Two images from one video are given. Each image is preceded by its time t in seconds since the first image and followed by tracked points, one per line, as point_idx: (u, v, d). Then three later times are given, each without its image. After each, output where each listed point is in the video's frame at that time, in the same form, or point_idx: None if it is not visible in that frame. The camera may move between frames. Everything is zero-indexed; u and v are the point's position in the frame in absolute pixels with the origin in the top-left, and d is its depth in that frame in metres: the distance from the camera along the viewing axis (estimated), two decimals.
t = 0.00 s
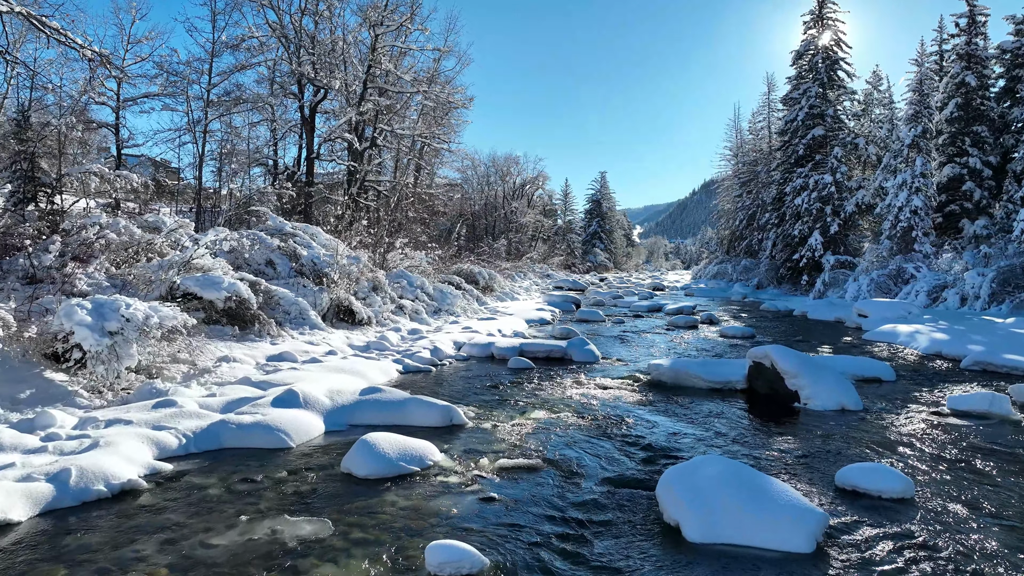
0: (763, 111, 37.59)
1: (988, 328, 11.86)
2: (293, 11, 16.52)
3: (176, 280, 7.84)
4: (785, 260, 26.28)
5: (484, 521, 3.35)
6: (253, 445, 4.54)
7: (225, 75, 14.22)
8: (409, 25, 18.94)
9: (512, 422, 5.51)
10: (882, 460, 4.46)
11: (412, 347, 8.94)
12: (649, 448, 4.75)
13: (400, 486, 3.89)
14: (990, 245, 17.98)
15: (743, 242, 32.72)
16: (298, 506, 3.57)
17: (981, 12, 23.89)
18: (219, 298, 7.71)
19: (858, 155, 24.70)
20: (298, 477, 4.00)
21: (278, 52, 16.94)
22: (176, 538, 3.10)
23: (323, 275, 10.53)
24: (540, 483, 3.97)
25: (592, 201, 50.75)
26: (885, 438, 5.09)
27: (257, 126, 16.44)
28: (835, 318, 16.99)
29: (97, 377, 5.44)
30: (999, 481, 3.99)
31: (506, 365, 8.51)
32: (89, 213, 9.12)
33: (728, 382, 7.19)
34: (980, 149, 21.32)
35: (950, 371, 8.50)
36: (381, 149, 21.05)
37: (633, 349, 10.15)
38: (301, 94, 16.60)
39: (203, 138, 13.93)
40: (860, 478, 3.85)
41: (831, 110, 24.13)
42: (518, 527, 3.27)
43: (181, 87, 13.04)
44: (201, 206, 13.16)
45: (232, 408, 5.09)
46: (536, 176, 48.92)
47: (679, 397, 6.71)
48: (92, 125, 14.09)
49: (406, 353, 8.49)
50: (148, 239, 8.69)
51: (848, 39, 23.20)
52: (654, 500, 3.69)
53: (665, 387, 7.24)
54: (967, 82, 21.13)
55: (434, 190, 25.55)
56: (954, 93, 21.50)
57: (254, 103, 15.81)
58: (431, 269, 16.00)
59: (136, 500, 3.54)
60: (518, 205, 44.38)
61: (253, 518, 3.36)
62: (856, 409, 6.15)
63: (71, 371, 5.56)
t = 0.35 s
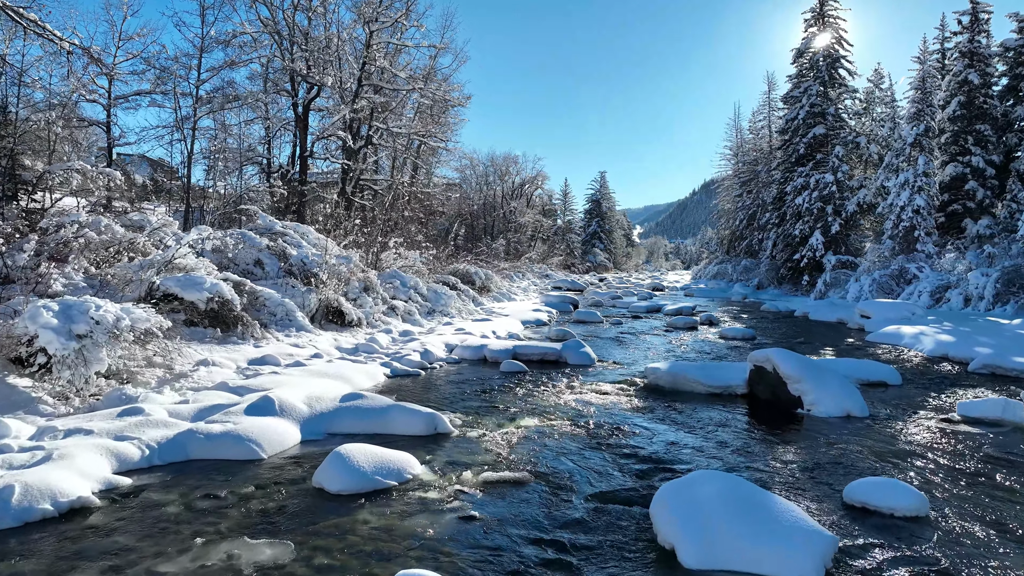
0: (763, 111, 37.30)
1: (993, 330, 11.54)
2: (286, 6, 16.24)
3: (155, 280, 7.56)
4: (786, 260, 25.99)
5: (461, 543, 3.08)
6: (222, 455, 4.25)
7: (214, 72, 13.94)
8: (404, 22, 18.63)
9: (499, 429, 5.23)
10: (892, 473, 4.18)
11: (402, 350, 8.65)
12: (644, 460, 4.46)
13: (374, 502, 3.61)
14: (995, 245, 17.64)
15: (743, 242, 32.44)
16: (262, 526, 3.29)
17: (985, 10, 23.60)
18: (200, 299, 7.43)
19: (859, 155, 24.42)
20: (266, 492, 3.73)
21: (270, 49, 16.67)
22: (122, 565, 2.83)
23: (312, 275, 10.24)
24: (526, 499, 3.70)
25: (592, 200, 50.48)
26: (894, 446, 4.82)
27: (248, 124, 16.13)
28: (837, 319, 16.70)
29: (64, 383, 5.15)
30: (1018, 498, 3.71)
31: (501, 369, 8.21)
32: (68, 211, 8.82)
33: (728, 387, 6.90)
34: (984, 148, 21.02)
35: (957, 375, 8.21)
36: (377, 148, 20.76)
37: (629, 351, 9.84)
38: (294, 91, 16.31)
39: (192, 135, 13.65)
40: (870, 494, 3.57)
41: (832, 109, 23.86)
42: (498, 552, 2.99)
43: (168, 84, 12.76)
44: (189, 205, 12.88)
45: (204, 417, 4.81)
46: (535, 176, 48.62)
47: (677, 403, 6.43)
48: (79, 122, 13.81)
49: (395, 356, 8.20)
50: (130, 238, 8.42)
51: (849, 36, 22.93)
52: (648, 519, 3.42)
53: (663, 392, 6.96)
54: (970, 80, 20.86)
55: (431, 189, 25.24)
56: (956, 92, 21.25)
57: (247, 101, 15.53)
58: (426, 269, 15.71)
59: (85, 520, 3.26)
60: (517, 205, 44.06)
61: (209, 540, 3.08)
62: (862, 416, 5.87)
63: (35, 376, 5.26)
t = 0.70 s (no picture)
0: (764, 109, 36.98)
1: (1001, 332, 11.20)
2: (277, 2, 15.93)
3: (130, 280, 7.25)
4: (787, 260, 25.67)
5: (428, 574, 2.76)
6: (181, 470, 3.93)
7: (202, 68, 13.62)
8: (398, 18, 18.29)
9: (483, 440, 4.91)
10: (905, 490, 3.86)
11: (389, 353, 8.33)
12: (637, 475, 4.14)
13: (338, 524, 3.30)
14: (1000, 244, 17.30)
15: (744, 243, 32.12)
16: (211, 552, 2.98)
17: (988, 7, 23.27)
18: (177, 300, 7.13)
19: (861, 153, 24.10)
20: (222, 512, 3.41)
21: (262, 45, 16.36)
22: None
23: (299, 275, 9.92)
24: (506, 520, 3.38)
25: (592, 200, 50.18)
26: (904, 459, 4.50)
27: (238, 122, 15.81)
28: (839, 320, 16.36)
29: (21, 390, 4.82)
30: None
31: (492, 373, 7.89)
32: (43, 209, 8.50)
33: (727, 393, 6.58)
34: (988, 146, 20.68)
35: (966, 379, 7.88)
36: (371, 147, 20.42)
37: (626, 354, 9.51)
38: (285, 88, 15.98)
39: (179, 132, 13.32)
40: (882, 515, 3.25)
41: (833, 107, 23.52)
42: None
43: (153, 80, 12.44)
44: (175, 204, 12.56)
45: (167, 427, 4.49)
46: (534, 176, 48.27)
47: (674, 410, 6.12)
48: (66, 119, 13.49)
49: (381, 359, 7.88)
50: (107, 237, 8.11)
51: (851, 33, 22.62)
52: (638, 544, 3.10)
53: (660, 398, 6.64)
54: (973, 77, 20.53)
55: (428, 188, 24.89)
56: (959, 89, 20.92)
57: (237, 98, 15.22)
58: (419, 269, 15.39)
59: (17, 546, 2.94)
60: (516, 205, 43.70)
61: (149, 571, 2.77)
62: (869, 424, 5.55)
63: None
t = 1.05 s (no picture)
0: (764, 108, 36.67)
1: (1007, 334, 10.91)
2: None
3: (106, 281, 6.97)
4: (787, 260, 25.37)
5: None
6: (139, 485, 3.65)
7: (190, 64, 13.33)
8: (392, 15, 17.99)
9: (468, 451, 4.62)
10: (919, 508, 3.58)
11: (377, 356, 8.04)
12: (629, 491, 3.86)
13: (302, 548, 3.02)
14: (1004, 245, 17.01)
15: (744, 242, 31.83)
16: None
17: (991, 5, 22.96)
18: (155, 302, 6.85)
19: (862, 152, 23.81)
20: (177, 535, 3.12)
21: (254, 42, 16.06)
22: None
23: (286, 276, 9.63)
24: (486, 543, 3.10)
25: (591, 200, 49.86)
26: (916, 472, 4.22)
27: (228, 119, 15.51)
28: (841, 321, 16.09)
29: None
30: None
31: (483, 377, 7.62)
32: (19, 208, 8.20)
33: (728, 399, 6.30)
34: (991, 145, 20.39)
35: (974, 384, 7.60)
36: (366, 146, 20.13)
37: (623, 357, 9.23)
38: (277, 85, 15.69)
39: (167, 130, 13.04)
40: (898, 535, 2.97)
41: (835, 106, 23.19)
42: None
43: (138, 76, 12.14)
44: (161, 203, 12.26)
45: (130, 438, 4.21)
46: (532, 176, 47.97)
47: (672, 417, 5.83)
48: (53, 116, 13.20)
49: (368, 363, 7.60)
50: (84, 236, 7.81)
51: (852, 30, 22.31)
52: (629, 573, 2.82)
53: (657, 404, 6.35)
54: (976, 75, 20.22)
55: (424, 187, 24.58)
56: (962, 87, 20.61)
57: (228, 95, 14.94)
58: (413, 269, 15.10)
59: None
60: (514, 204, 43.37)
61: None
62: (877, 433, 5.26)
63: None
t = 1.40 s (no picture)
0: (765, 107, 36.32)
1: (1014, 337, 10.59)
2: None
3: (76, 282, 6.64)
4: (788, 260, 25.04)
5: None
6: (82, 505, 3.33)
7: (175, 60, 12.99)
8: (385, 11, 17.65)
9: (449, 464, 4.31)
10: (936, 532, 3.28)
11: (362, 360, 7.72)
12: (621, 512, 3.54)
13: None
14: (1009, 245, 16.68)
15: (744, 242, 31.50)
16: None
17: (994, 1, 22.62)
18: (128, 304, 6.53)
19: (864, 151, 23.49)
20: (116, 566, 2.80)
21: (244, 38, 15.72)
22: None
23: (270, 276, 9.30)
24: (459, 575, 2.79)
25: (590, 199, 49.52)
26: (931, 489, 3.91)
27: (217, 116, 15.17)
28: (843, 322, 15.78)
29: None
30: None
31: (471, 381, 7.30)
32: None
33: (728, 405, 5.97)
34: (994, 144, 20.06)
35: (984, 389, 7.30)
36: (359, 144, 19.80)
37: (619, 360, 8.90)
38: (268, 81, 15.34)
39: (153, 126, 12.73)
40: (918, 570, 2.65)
41: (835, 104, 22.76)
42: None
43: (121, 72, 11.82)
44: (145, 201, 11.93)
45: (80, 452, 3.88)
46: (531, 175, 47.61)
47: (669, 425, 5.52)
48: (38, 113, 12.90)
49: (352, 367, 7.28)
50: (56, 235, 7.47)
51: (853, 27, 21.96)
52: None
53: (653, 410, 6.04)
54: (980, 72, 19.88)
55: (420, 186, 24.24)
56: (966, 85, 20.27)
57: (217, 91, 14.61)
58: (406, 269, 14.79)
59: None
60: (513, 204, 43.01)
61: None
62: (887, 443, 4.95)
63: None
